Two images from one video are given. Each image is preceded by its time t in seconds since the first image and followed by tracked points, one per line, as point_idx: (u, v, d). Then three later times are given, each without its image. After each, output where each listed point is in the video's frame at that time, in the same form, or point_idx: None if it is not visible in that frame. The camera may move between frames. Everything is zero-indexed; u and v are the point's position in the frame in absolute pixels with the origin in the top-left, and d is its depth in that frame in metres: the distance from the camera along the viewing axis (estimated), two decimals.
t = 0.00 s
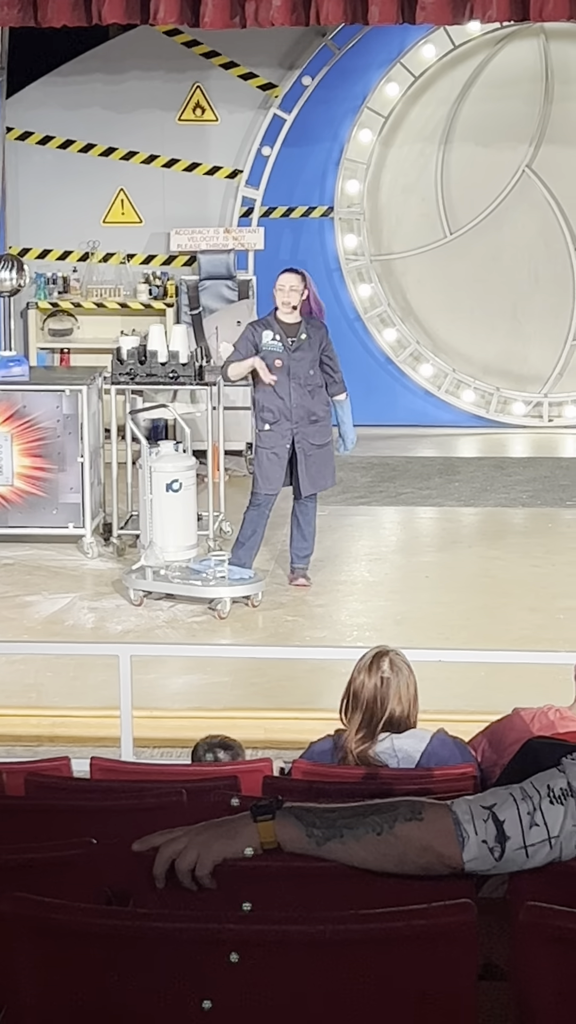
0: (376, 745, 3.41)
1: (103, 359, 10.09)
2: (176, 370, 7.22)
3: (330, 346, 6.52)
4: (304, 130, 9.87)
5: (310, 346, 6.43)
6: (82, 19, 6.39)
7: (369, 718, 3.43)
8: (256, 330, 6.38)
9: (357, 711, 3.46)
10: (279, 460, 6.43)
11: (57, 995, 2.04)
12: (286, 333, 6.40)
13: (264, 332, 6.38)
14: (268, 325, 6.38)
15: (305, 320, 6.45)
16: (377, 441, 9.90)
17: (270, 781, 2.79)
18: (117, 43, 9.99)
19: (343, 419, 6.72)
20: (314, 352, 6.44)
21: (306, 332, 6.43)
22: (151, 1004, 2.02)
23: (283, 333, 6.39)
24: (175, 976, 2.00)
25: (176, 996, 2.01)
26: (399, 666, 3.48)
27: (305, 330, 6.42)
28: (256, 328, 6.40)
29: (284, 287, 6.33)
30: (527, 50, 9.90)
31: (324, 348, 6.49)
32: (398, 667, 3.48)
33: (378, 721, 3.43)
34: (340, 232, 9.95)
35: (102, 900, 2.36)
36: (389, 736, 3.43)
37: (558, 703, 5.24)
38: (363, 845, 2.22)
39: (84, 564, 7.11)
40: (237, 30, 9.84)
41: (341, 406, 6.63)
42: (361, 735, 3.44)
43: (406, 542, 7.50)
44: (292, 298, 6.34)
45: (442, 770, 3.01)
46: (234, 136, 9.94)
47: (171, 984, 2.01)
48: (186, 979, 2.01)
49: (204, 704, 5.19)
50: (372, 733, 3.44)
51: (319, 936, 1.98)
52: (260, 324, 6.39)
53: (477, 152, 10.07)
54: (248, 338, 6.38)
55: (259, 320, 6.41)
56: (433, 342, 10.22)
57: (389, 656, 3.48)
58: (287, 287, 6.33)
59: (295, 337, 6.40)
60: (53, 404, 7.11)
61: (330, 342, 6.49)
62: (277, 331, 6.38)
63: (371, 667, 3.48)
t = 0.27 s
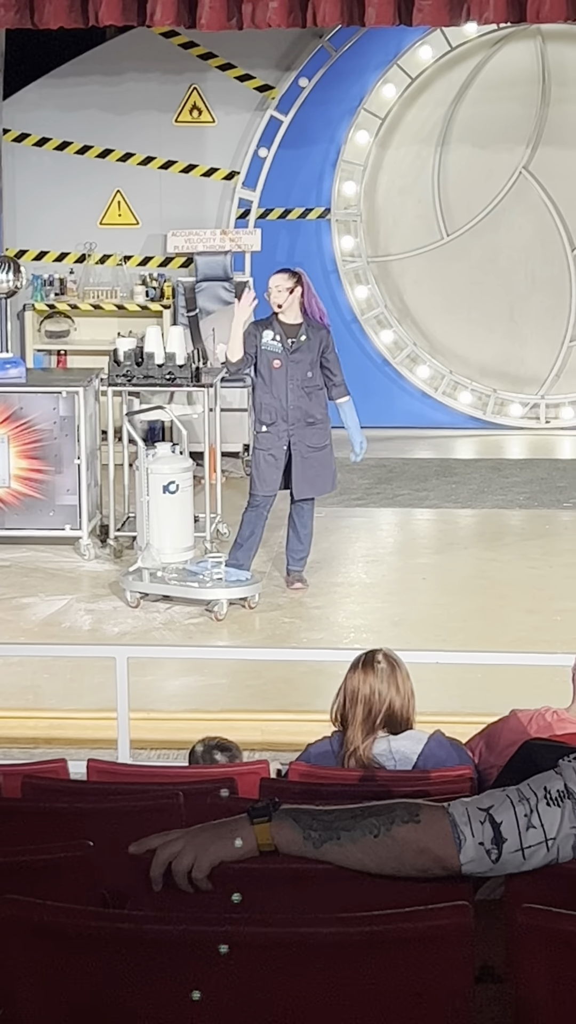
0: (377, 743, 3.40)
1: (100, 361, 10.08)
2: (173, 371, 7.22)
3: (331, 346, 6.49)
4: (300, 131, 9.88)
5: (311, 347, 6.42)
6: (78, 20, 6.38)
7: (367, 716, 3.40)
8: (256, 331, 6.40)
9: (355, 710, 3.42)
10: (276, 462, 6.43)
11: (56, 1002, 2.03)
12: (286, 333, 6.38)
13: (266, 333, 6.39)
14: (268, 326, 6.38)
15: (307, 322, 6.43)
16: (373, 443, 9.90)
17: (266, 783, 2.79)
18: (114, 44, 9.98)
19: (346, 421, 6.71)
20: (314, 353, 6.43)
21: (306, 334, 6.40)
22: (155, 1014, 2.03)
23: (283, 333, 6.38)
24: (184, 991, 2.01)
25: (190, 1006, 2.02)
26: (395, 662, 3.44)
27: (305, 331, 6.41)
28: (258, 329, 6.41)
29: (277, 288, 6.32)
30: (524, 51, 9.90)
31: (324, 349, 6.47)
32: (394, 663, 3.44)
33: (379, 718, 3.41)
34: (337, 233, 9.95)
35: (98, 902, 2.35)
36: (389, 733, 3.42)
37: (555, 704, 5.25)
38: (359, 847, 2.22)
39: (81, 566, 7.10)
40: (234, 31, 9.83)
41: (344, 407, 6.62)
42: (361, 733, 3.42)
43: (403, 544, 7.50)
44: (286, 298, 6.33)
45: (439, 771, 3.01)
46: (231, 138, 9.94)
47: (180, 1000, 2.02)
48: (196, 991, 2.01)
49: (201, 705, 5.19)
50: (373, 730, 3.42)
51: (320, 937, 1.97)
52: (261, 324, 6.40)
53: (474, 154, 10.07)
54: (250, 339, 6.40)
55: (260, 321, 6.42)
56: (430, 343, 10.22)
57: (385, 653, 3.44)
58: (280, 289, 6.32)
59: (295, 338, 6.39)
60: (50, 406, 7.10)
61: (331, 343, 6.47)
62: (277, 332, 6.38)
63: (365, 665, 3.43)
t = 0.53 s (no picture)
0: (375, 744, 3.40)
1: (97, 364, 10.08)
2: (170, 374, 7.23)
3: (329, 350, 6.47)
4: (298, 135, 9.89)
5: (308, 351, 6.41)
6: (75, 23, 6.38)
7: (364, 716, 3.40)
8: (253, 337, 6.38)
9: (352, 711, 3.41)
10: (272, 466, 6.44)
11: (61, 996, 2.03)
12: (283, 338, 6.37)
13: (263, 338, 6.37)
14: (266, 331, 6.36)
15: (304, 326, 6.41)
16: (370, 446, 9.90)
17: (264, 787, 2.79)
18: (111, 48, 9.99)
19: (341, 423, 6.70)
20: (311, 357, 6.42)
21: (304, 339, 6.39)
22: (155, 1016, 2.02)
23: (281, 338, 6.37)
24: (184, 984, 1.99)
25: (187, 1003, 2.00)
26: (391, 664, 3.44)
27: (302, 336, 6.39)
28: (255, 336, 6.40)
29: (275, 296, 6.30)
30: (521, 55, 9.91)
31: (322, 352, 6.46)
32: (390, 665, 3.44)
33: (375, 720, 3.40)
34: (334, 236, 9.95)
35: (95, 905, 2.35)
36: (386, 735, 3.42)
37: (552, 708, 5.24)
38: (356, 850, 2.22)
39: (78, 570, 7.09)
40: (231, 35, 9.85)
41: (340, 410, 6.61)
42: (359, 735, 3.41)
43: (400, 547, 7.49)
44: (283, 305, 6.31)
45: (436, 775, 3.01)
46: (227, 141, 9.95)
47: (180, 996, 2.00)
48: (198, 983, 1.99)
49: (198, 709, 5.19)
50: (370, 731, 3.41)
51: (318, 941, 1.97)
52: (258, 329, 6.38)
53: (471, 157, 10.08)
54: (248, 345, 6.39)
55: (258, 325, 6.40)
56: (427, 347, 10.22)
57: (381, 655, 3.44)
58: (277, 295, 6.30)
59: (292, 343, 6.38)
60: (47, 409, 7.10)
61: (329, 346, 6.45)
62: (274, 337, 6.36)
63: (362, 667, 3.42)
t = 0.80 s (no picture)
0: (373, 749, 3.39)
1: (95, 369, 10.08)
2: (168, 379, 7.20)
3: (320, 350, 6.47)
4: (295, 140, 9.91)
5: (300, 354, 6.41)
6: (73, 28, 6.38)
7: (362, 720, 3.39)
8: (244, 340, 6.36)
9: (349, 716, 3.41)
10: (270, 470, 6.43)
11: (56, 1007, 2.04)
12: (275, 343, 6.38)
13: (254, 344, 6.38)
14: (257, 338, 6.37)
15: (294, 328, 6.40)
16: (367, 450, 9.91)
17: (262, 792, 2.79)
18: (109, 53, 10.00)
19: (335, 426, 6.70)
20: (304, 360, 6.42)
21: (295, 341, 6.39)
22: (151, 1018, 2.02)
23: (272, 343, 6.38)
24: (178, 1000, 1.99)
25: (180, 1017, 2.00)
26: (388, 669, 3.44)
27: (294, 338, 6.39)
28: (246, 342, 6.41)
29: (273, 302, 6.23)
30: (519, 59, 9.92)
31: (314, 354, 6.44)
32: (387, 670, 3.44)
33: (373, 724, 3.40)
34: (332, 241, 9.96)
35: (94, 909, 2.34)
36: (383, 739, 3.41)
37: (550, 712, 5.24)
38: (354, 855, 2.21)
39: (76, 574, 7.09)
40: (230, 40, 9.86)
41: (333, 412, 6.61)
42: (357, 740, 3.40)
43: (398, 552, 7.49)
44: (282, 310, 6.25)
45: (434, 779, 3.00)
46: (225, 146, 9.96)
47: (175, 1010, 2.00)
48: (192, 999, 1.99)
49: (196, 713, 5.19)
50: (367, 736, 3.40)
51: (311, 943, 1.97)
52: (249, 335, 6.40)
53: (469, 162, 10.08)
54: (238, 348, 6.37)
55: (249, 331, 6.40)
56: (426, 351, 10.22)
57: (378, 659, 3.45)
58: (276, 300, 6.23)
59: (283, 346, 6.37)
60: (45, 414, 7.10)
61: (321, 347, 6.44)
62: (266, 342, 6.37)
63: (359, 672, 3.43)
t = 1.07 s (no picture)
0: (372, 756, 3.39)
1: (94, 375, 10.08)
2: (167, 385, 7.23)
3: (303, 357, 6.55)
4: (294, 146, 9.92)
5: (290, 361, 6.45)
6: (72, 35, 6.38)
7: (361, 727, 3.38)
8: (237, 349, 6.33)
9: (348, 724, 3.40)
10: (268, 478, 6.40)
11: (50, 1018, 2.04)
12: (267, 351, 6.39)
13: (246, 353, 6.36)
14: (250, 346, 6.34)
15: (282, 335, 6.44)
16: (365, 457, 9.90)
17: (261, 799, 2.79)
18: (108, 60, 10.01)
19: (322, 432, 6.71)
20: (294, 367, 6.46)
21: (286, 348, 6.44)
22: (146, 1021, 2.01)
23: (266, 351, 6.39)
24: (175, 1011, 1.99)
25: None
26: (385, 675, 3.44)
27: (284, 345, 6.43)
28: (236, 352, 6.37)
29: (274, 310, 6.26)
30: (517, 66, 9.92)
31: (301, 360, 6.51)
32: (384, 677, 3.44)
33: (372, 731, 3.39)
34: (331, 248, 9.96)
35: (92, 917, 2.33)
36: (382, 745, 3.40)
37: (549, 718, 5.23)
38: (352, 861, 2.21)
39: (74, 581, 7.09)
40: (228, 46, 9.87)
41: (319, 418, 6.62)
42: (356, 746, 3.40)
43: (397, 559, 7.49)
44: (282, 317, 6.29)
45: (432, 785, 3.00)
46: (224, 153, 9.97)
47: (172, 1019, 2.00)
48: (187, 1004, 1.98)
49: (195, 720, 5.18)
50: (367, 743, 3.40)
51: (306, 951, 1.96)
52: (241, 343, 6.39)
53: (468, 169, 10.09)
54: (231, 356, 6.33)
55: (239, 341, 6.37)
56: (424, 358, 10.24)
57: (375, 666, 3.44)
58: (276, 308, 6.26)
59: (276, 354, 6.40)
60: (44, 421, 7.10)
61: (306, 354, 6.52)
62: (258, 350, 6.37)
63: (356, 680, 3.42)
